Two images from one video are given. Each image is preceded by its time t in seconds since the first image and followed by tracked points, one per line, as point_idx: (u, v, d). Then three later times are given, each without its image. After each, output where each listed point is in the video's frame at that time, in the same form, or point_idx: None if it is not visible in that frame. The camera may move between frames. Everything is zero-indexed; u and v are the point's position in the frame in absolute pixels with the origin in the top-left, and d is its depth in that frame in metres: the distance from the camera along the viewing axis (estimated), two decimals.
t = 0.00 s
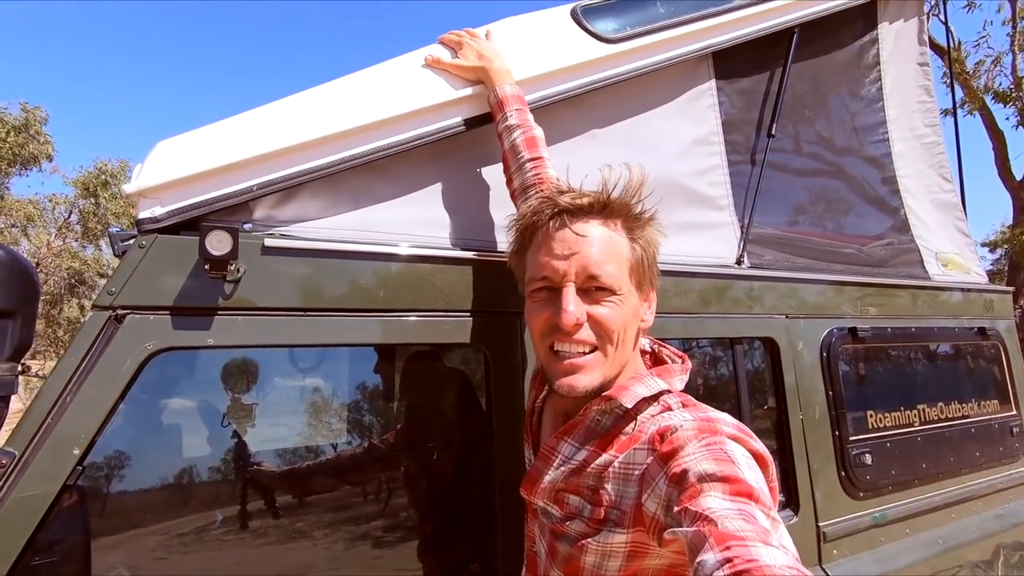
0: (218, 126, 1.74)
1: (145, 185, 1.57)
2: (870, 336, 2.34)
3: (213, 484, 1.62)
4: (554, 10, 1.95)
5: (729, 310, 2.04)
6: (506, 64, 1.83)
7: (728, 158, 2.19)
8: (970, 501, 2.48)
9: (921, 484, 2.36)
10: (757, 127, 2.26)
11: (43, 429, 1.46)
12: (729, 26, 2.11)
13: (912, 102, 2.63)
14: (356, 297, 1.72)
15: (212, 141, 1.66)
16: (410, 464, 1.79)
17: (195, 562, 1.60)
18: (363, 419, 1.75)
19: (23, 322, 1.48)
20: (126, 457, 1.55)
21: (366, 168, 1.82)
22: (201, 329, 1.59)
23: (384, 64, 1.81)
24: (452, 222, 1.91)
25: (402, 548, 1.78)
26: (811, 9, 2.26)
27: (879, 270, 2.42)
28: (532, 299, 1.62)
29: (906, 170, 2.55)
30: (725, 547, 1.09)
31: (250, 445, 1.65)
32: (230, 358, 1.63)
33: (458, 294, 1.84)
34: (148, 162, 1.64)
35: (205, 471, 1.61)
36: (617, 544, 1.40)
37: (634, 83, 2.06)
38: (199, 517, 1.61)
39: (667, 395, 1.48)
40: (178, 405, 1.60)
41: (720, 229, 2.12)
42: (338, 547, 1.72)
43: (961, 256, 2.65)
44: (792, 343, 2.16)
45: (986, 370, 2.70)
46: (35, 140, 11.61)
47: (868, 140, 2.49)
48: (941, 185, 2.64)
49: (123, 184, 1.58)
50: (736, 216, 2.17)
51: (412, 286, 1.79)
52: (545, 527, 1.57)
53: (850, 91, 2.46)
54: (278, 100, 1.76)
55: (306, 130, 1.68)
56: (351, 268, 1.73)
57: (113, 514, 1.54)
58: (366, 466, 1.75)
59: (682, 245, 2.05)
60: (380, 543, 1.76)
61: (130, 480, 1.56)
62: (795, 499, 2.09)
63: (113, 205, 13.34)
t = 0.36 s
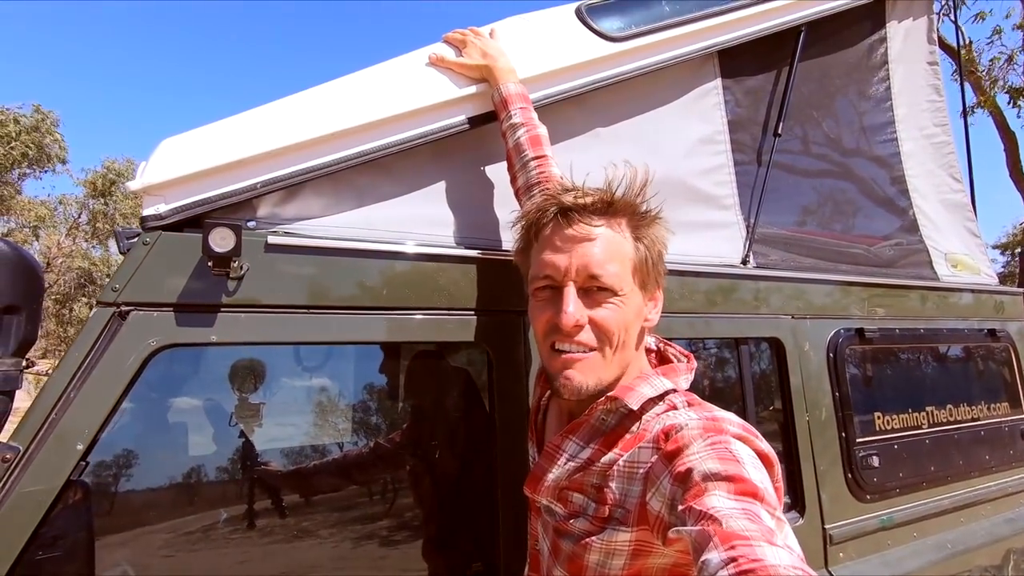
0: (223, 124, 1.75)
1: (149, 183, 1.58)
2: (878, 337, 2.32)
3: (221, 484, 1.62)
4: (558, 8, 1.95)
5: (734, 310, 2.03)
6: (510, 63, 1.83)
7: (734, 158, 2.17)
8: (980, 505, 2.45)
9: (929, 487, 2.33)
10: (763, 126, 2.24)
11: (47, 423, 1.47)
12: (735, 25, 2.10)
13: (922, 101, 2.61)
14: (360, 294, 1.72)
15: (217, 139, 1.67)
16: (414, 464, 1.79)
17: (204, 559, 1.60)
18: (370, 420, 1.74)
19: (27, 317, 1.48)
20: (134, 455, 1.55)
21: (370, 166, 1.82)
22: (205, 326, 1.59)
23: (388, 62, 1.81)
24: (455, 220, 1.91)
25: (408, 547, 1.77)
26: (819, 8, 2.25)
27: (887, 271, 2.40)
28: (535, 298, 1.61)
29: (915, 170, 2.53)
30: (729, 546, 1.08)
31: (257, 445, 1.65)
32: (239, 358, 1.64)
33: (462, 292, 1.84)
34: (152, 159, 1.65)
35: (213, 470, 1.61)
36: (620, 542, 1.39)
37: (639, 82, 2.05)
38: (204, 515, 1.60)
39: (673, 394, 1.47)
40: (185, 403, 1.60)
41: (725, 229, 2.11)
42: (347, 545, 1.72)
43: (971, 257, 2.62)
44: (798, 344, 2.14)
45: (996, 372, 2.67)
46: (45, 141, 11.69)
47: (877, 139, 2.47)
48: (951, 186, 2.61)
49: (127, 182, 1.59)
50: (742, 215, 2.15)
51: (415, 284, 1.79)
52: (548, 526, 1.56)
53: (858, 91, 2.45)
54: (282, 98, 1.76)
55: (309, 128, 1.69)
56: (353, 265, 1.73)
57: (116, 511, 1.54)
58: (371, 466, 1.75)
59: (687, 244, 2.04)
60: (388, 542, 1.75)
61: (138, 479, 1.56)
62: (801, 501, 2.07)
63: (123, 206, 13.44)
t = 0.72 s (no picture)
0: (224, 126, 1.75)
1: (151, 183, 1.59)
2: (883, 339, 2.30)
3: (227, 485, 1.62)
4: (560, 9, 1.95)
5: (737, 311, 2.02)
6: (512, 63, 1.83)
7: (737, 158, 2.16)
8: (987, 508, 2.43)
9: (935, 490, 2.31)
10: (767, 127, 2.23)
11: (49, 423, 1.48)
12: (738, 25, 2.09)
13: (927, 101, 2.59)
14: (361, 295, 1.72)
15: (218, 140, 1.68)
16: (417, 465, 1.79)
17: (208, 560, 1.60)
18: (374, 421, 1.75)
19: (29, 317, 1.49)
20: (139, 456, 1.56)
21: (371, 167, 1.83)
22: (206, 326, 1.60)
23: (390, 63, 1.81)
24: (456, 220, 1.91)
25: (411, 549, 1.77)
26: (823, 7, 2.24)
27: (892, 272, 2.38)
28: (540, 300, 1.60)
29: (921, 170, 2.51)
30: (733, 549, 1.07)
31: (263, 446, 1.65)
32: (244, 359, 1.64)
33: (464, 293, 1.84)
34: (154, 160, 1.66)
35: (218, 472, 1.62)
36: (623, 544, 1.38)
37: (641, 82, 2.04)
38: (210, 516, 1.60)
39: (676, 396, 1.46)
40: (188, 404, 1.61)
41: (728, 229, 2.10)
42: (349, 547, 1.71)
43: (978, 258, 2.60)
44: (802, 345, 2.13)
45: (1003, 375, 2.65)
46: (53, 143, 11.76)
47: (882, 140, 2.45)
48: (957, 186, 2.59)
49: (129, 182, 1.60)
50: (745, 216, 2.14)
51: (417, 285, 1.79)
52: (551, 527, 1.55)
53: (863, 91, 2.43)
54: (283, 99, 1.77)
55: (310, 128, 1.69)
56: (354, 266, 1.73)
57: (118, 511, 1.54)
58: (375, 467, 1.75)
59: (690, 245, 2.03)
60: (391, 544, 1.75)
61: (144, 479, 1.56)
62: (805, 503, 2.06)
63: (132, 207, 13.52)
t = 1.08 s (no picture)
0: (227, 124, 1.76)
1: (155, 180, 1.60)
2: (887, 337, 2.29)
3: (229, 487, 1.63)
4: (562, 8, 1.95)
5: (740, 310, 2.01)
6: (514, 61, 1.83)
7: (740, 156, 2.16)
8: (992, 508, 2.42)
9: (940, 489, 2.30)
10: (770, 126, 2.23)
11: (53, 420, 1.48)
12: (739, 23, 2.09)
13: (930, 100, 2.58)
14: (366, 292, 1.72)
15: (222, 137, 1.68)
16: (421, 464, 1.79)
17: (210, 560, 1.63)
18: (376, 422, 1.75)
19: (33, 314, 1.50)
20: (143, 458, 1.58)
21: (374, 164, 1.83)
22: (210, 324, 1.59)
23: (392, 62, 1.82)
24: (459, 218, 1.91)
25: (413, 549, 1.77)
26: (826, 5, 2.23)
27: (896, 270, 2.37)
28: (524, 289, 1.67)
29: (924, 169, 2.51)
30: (741, 549, 1.08)
31: (266, 447, 1.66)
32: (246, 360, 1.64)
33: (467, 290, 1.84)
34: (157, 158, 1.66)
35: (221, 473, 1.63)
36: (630, 542, 1.38)
37: (643, 81, 2.05)
38: (212, 517, 1.62)
39: (684, 394, 1.46)
40: (191, 406, 1.61)
41: (731, 228, 2.10)
42: (351, 547, 1.72)
43: (981, 256, 2.59)
44: (806, 344, 2.12)
45: (1008, 374, 2.64)
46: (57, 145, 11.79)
47: (885, 139, 2.45)
48: (961, 185, 2.59)
49: (133, 180, 1.60)
50: (748, 214, 2.14)
51: (421, 282, 1.79)
52: (555, 524, 1.55)
53: (866, 90, 2.43)
54: (287, 97, 1.77)
55: (313, 126, 1.70)
56: (357, 263, 1.73)
57: (122, 509, 1.57)
58: (379, 467, 1.75)
59: (693, 243, 2.03)
60: (392, 544, 1.75)
61: (146, 481, 1.58)
62: (809, 502, 2.05)
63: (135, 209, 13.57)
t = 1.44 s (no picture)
0: (231, 121, 1.77)
1: (159, 176, 1.60)
2: (889, 336, 2.30)
3: (228, 491, 1.62)
4: (564, 7, 1.97)
5: (742, 308, 2.02)
6: (517, 59, 1.85)
7: (741, 155, 2.17)
8: (995, 506, 2.42)
9: (943, 487, 2.30)
10: (771, 125, 2.24)
11: (57, 417, 1.48)
12: (741, 23, 2.10)
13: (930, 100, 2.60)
14: (369, 291, 1.73)
15: (226, 135, 1.69)
16: (423, 463, 1.79)
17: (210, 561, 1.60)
18: (375, 424, 1.74)
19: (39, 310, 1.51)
20: (142, 461, 1.56)
21: (378, 162, 1.84)
22: (214, 320, 1.60)
23: (395, 60, 1.83)
24: (462, 216, 1.92)
25: (413, 551, 1.77)
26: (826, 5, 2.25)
27: (897, 269, 2.38)
28: (555, 292, 1.61)
29: (924, 169, 2.52)
30: (744, 544, 1.08)
31: (266, 450, 1.65)
32: (247, 362, 1.64)
33: (469, 287, 1.84)
34: (162, 154, 1.66)
35: (220, 477, 1.62)
36: (634, 537, 1.38)
37: (645, 80, 2.05)
38: (214, 519, 1.60)
39: (688, 388, 1.46)
40: (190, 408, 1.60)
41: (733, 226, 2.11)
42: (350, 548, 1.71)
43: (982, 256, 2.60)
44: (808, 343, 2.13)
45: (1009, 373, 2.65)
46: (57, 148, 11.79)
47: (885, 139, 2.46)
48: (961, 185, 2.60)
49: (138, 176, 1.61)
50: (750, 213, 2.15)
51: (423, 280, 1.79)
52: (559, 520, 1.55)
53: (866, 90, 2.44)
54: (291, 95, 1.78)
55: (317, 123, 1.71)
56: (361, 260, 1.74)
57: (123, 508, 1.54)
58: (380, 469, 1.75)
59: (696, 241, 2.03)
60: (391, 546, 1.75)
61: (146, 486, 1.56)
62: (812, 501, 2.05)
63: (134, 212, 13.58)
